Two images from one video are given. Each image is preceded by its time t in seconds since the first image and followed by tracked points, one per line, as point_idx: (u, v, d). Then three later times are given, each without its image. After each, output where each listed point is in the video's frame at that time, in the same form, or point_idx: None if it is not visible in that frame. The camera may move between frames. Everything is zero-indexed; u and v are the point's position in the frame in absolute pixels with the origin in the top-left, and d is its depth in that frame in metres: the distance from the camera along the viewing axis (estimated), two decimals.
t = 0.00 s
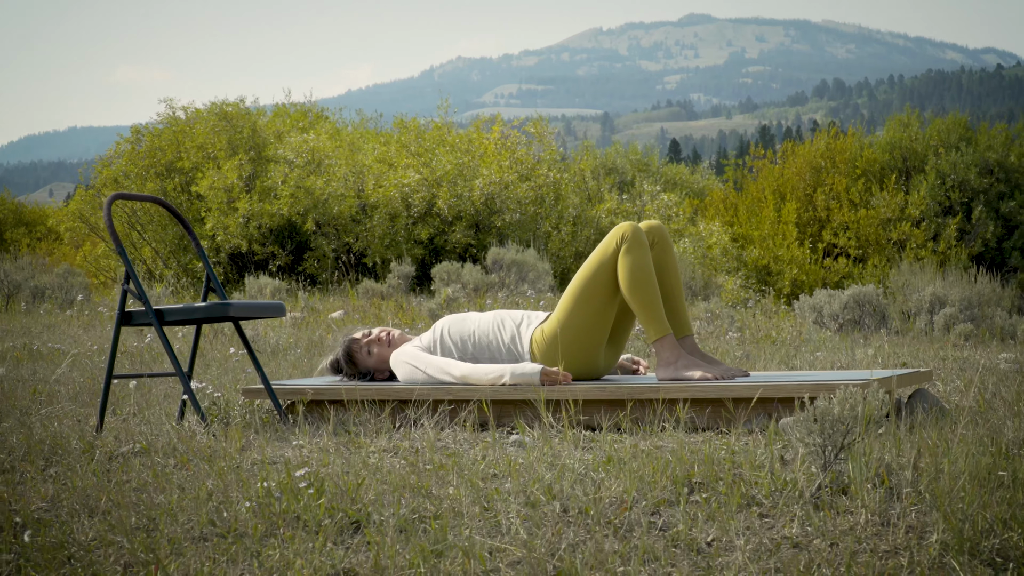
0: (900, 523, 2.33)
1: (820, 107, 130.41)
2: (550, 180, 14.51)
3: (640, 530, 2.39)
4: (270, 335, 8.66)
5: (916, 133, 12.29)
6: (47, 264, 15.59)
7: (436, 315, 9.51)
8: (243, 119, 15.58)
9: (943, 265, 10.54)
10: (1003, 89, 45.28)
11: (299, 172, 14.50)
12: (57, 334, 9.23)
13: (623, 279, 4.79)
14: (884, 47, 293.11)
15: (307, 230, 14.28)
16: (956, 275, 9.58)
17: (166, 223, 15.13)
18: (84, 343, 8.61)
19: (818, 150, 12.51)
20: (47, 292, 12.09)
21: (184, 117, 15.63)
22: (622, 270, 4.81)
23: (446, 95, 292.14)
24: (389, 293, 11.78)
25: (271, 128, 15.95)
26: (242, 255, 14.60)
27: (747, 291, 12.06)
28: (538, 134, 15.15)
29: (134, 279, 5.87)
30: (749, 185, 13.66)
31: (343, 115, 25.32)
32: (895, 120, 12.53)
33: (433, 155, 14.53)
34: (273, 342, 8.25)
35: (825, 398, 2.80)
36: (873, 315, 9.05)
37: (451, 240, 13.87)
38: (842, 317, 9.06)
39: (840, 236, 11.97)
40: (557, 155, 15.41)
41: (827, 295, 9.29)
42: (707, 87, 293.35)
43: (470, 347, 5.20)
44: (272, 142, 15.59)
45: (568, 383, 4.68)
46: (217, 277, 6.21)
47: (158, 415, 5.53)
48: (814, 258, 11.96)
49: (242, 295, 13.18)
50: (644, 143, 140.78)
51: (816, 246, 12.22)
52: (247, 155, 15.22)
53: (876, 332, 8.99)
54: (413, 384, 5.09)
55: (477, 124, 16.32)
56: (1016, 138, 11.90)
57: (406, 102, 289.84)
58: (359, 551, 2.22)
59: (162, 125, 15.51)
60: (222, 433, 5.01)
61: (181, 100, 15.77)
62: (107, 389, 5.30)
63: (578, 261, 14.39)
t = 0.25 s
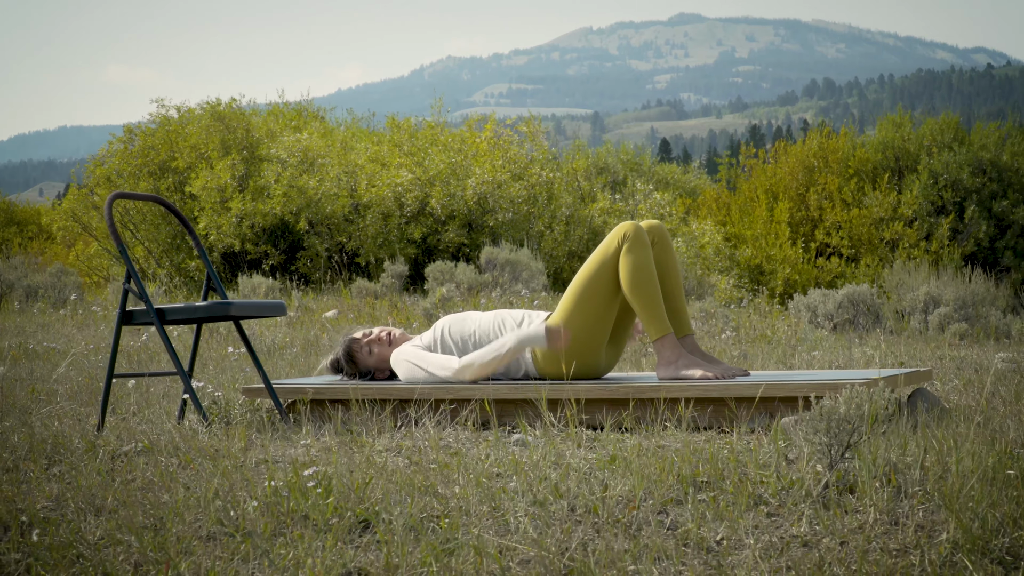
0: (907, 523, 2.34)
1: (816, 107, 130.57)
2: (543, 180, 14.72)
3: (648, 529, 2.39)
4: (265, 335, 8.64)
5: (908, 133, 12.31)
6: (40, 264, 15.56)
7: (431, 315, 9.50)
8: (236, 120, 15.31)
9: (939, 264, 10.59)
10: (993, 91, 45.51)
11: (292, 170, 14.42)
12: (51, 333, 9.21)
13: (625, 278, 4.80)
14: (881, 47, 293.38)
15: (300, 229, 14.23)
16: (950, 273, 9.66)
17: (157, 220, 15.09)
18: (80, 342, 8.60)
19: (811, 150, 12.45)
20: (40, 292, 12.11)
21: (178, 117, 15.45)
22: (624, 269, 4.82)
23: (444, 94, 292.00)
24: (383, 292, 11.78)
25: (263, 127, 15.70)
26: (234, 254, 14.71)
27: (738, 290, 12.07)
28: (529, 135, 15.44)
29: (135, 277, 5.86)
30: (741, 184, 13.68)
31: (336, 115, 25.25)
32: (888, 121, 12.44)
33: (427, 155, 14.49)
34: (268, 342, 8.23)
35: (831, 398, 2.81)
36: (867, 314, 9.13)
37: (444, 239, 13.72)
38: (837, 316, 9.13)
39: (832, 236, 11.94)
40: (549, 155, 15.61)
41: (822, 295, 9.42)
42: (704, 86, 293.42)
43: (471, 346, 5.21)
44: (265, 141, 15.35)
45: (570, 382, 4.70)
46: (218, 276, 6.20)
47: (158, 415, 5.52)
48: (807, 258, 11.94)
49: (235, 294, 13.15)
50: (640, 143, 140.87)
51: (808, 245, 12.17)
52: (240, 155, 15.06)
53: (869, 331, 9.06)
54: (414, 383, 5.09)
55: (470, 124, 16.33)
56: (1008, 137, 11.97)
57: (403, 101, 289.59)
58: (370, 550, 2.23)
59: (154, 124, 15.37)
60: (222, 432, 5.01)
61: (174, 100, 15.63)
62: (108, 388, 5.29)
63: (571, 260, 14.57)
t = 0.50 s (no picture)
0: (917, 521, 2.35)
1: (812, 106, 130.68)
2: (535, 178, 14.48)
3: (657, 527, 2.40)
4: (260, 334, 8.63)
5: (901, 133, 12.23)
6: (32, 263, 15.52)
7: (425, 314, 9.49)
8: (228, 119, 15.38)
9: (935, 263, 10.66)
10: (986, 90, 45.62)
11: (286, 169, 14.41)
12: (45, 333, 9.19)
13: (626, 278, 4.80)
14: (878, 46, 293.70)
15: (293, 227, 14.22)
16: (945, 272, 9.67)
17: (150, 220, 15.09)
18: (75, 341, 8.58)
19: (803, 150, 12.48)
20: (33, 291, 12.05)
21: (171, 116, 15.62)
22: (625, 269, 4.82)
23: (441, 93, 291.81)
24: (376, 292, 11.77)
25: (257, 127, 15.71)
26: (227, 253, 14.73)
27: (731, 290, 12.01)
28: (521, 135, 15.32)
29: (136, 277, 5.84)
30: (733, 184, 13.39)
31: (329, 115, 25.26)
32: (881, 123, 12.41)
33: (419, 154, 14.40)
34: (264, 341, 8.23)
35: (836, 397, 2.83)
36: (861, 314, 9.14)
37: (437, 239, 13.74)
38: (831, 315, 9.10)
39: (825, 235, 11.98)
40: (541, 154, 15.52)
41: (816, 294, 9.41)
42: (702, 85, 293.53)
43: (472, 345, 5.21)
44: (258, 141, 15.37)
45: (571, 381, 4.70)
46: (218, 276, 6.20)
47: (157, 414, 5.52)
48: (800, 257, 12.02)
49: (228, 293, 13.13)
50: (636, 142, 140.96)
51: (801, 245, 12.21)
52: (234, 155, 14.99)
53: (863, 329, 9.05)
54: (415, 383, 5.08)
55: (463, 123, 16.35)
56: (1002, 135, 11.83)
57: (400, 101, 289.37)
58: (379, 549, 2.23)
59: (147, 123, 15.50)
60: (223, 432, 5.01)
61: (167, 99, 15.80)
62: (109, 388, 5.28)
63: (564, 259, 14.29)
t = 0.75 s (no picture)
0: (926, 520, 2.36)
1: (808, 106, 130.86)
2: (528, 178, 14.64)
3: (665, 525, 2.41)
4: (256, 334, 8.64)
5: (894, 133, 12.32)
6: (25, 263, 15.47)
7: (420, 314, 9.48)
8: (221, 118, 15.16)
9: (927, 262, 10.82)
10: (977, 90, 45.78)
11: (280, 168, 14.27)
12: (39, 333, 9.16)
13: (627, 277, 4.80)
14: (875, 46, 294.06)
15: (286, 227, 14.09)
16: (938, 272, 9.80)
17: (143, 220, 15.04)
18: (71, 341, 8.57)
19: (796, 149, 12.18)
20: (26, 291, 12.00)
21: (164, 116, 15.33)
22: (626, 268, 4.82)
23: (439, 93, 291.59)
24: (370, 291, 11.77)
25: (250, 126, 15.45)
26: (220, 253, 14.59)
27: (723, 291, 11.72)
28: (512, 135, 15.35)
29: (137, 277, 5.85)
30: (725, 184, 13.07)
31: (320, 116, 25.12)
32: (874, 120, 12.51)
33: (412, 154, 14.39)
34: (260, 341, 8.24)
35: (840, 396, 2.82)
36: (856, 313, 9.10)
37: (430, 239, 13.69)
38: (826, 315, 9.07)
39: (818, 234, 11.72)
40: (533, 153, 15.52)
41: (810, 294, 9.38)
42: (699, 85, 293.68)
43: (473, 343, 5.20)
44: (252, 140, 15.21)
45: (573, 381, 4.70)
46: (218, 275, 6.20)
47: (157, 414, 5.52)
48: (793, 257, 11.72)
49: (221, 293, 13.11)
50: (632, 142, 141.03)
51: (793, 245, 11.93)
52: (227, 154, 14.88)
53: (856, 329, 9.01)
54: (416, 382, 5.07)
55: (456, 123, 16.41)
56: (994, 134, 12.08)
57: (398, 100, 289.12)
58: (391, 548, 2.24)
59: (140, 123, 15.21)
60: (224, 432, 5.00)
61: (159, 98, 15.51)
62: (109, 388, 5.26)
63: (557, 258, 14.64)
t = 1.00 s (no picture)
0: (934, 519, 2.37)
1: (805, 105, 130.96)
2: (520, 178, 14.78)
3: (673, 524, 2.41)
4: (252, 333, 8.64)
5: (887, 132, 12.29)
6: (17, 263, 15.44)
7: (415, 313, 9.47)
8: (215, 117, 15.32)
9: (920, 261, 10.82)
10: (969, 90, 45.91)
11: (272, 168, 14.33)
12: (34, 332, 9.15)
13: (628, 276, 4.82)
14: (872, 46, 294.36)
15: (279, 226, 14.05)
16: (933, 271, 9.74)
17: (136, 220, 15.14)
18: (67, 341, 8.57)
19: (789, 148, 12.26)
20: (19, 291, 11.97)
21: (158, 115, 15.37)
22: (628, 267, 4.83)
23: (436, 92, 291.40)
24: (363, 291, 11.75)
25: (244, 126, 15.65)
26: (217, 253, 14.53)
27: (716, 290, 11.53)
28: (506, 134, 15.40)
29: (138, 276, 5.85)
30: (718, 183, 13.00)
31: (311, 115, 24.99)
32: (866, 120, 12.53)
33: (406, 154, 14.49)
34: (256, 341, 8.24)
35: (848, 396, 2.87)
36: (851, 312, 9.14)
37: (423, 238, 13.79)
38: (821, 314, 9.15)
39: (811, 234, 11.76)
40: (528, 153, 15.51)
41: (806, 294, 9.47)
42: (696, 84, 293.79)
43: (473, 343, 5.20)
44: (245, 139, 15.40)
45: (576, 381, 4.71)
46: (219, 274, 6.19)
47: (157, 414, 5.51)
48: (786, 256, 11.66)
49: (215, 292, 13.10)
50: (628, 142, 141.09)
51: (787, 244, 11.91)
52: (220, 153, 15.01)
53: (851, 328, 9.06)
54: (417, 382, 5.06)
55: (450, 123, 16.45)
56: (987, 133, 12.02)
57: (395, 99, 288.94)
58: (400, 548, 2.24)
59: (133, 122, 15.27)
60: (226, 431, 5.00)
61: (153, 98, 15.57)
62: (111, 387, 5.25)
63: (551, 258, 14.44)
